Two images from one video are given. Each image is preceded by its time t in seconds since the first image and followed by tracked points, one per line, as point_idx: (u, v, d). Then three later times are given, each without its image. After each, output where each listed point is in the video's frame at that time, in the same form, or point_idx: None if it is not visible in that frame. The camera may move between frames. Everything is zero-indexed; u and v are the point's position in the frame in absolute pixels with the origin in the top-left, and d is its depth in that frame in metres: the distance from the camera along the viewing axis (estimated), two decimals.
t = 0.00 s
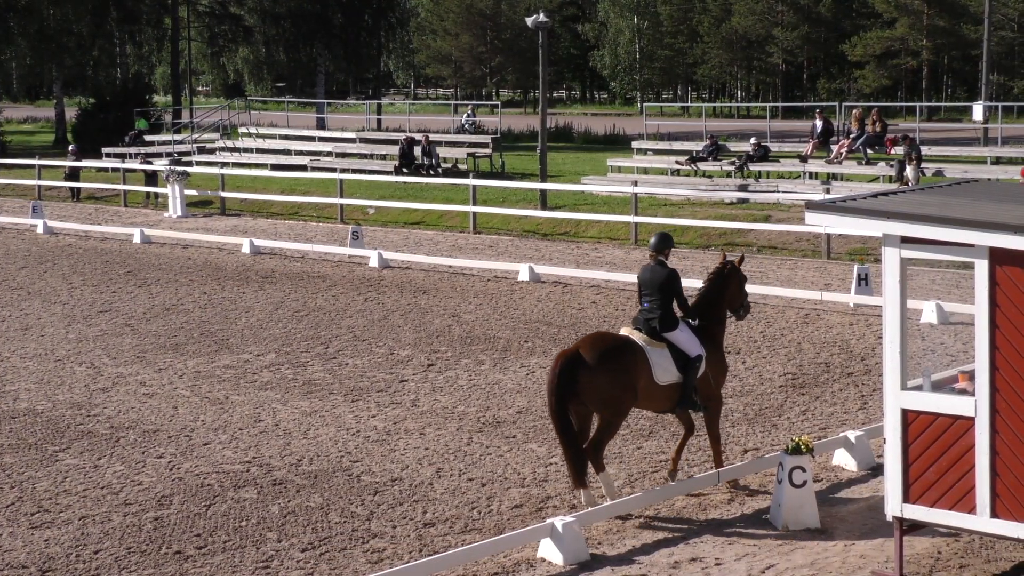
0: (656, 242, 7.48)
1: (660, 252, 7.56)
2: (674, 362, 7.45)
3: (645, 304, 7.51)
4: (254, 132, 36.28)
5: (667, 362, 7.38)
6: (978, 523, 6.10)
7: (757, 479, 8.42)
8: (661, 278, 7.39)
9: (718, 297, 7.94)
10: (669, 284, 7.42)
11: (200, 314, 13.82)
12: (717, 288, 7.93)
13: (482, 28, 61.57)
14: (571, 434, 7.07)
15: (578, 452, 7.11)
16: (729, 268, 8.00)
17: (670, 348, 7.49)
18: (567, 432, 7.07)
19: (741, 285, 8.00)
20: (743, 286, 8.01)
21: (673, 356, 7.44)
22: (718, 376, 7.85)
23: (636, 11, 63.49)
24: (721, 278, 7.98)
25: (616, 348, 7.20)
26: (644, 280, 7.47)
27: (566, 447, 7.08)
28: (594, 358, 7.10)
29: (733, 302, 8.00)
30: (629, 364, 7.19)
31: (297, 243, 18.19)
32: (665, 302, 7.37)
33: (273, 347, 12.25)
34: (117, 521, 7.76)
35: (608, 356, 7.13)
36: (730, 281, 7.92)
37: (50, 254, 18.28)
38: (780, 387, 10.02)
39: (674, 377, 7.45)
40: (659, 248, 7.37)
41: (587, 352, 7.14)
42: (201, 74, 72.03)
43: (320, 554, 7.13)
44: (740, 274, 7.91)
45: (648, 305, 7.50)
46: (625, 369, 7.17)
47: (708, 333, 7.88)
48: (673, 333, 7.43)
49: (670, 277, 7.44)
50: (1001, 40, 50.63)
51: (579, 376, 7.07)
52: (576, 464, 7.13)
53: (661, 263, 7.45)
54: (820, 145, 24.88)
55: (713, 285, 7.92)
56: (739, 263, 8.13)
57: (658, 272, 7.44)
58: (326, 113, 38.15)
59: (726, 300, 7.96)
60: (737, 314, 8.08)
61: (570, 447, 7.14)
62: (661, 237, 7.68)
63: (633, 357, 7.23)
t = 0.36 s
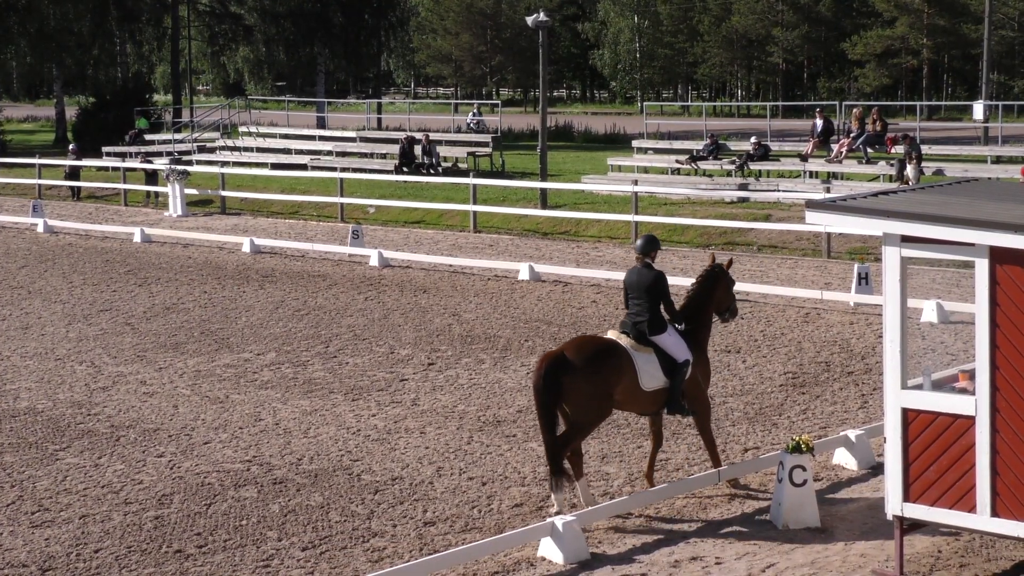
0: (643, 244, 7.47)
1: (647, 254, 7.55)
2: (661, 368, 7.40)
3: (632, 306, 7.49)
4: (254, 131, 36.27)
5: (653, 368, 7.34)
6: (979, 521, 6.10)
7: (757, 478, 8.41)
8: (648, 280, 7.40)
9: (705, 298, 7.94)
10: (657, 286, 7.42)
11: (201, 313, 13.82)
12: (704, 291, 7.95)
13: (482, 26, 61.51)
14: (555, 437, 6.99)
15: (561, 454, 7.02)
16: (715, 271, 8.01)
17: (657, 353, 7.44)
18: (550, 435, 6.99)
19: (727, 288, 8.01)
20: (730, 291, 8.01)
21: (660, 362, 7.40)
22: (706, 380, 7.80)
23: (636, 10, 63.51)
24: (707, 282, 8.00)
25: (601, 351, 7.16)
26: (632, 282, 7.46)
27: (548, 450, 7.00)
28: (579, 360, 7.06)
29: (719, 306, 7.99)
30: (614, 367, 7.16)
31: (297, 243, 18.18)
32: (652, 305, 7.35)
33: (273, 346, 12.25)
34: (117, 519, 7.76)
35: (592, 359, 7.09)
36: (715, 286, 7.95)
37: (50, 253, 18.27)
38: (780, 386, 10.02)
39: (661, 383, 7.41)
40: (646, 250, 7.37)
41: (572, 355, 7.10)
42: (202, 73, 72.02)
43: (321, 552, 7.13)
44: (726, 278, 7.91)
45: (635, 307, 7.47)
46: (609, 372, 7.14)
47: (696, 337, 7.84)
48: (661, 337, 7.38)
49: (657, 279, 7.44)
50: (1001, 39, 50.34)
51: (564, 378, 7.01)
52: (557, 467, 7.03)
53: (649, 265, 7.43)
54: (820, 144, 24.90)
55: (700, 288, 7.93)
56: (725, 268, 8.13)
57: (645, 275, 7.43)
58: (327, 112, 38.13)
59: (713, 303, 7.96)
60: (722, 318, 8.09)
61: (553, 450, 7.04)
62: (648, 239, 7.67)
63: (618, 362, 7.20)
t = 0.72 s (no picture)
0: (627, 246, 7.43)
1: (631, 256, 7.51)
2: (643, 372, 7.37)
3: (616, 310, 7.46)
4: (255, 130, 36.29)
5: (636, 372, 7.30)
6: (978, 520, 6.10)
7: (758, 477, 8.41)
8: (632, 282, 7.35)
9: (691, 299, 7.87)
10: (640, 288, 7.39)
11: (201, 312, 13.83)
12: (688, 291, 7.87)
13: (482, 25, 61.57)
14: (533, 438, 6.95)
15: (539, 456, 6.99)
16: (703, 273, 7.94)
17: (639, 357, 7.43)
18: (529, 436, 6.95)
19: (715, 290, 7.92)
20: (718, 295, 7.93)
21: (643, 366, 7.37)
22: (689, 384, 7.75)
23: (637, 9, 63.44)
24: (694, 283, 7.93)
25: (583, 352, 7.16)
26: (616, 285, 7.43)
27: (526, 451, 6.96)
28: (562, 362, 7.05)
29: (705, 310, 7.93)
30: (596, 371, 7.14)
31: (298, 241, 18.18)
32: (635, 309, 7.33)
33: (274, 345, 12.26)
34: (117, 518, 7.77)
35: (575, 362, 7.08)
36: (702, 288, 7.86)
37: (51, 251, 18.28)
38: (780, 384, 10.02)
39: (642, 387, 7.38)
40: (630, 252, 7.32)
41: (555, 356, 7.09)
42: (202, 73, 72.04)
43: (321, 551, 7.13)
44: (713, 280, 7.83)
45: (619, 310, 7.45)
46: (591, 375, 7.13)
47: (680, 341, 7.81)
48: (642, 341, 7.39)
49: (641, 282, 7.41)
50: (1002, 37, 50.33)
51: (547, 381, 6.99)
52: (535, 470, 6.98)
53: (633, 267, 7.40)
54: (820, 143, 24.90)
55: (685, 291, 7.87)
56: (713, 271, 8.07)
57: (630, 278, 7.39)
58: (327, 111, 38.11)
59: (699, 306, 7.90)
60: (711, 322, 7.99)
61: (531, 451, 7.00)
62: (632, 240, 7.64)
63: (600, 365, 7.18)
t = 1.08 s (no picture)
0: (612, 244, 7.44)
1: (616, 254, 7.53)
2: (630, 370, 7.42)
3: (601, 307, 7.48)
4: (257, 127, 36.30)
5: (623, 369, 7.35)
6: (981, 517, 6.11)
7: (760, 473, 8.42)
8: (617, 281, 7.37)
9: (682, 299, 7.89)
10: (625, 286, 7.41)
11: (204, 309, 13.83)
12: (680, 291, 7.89)
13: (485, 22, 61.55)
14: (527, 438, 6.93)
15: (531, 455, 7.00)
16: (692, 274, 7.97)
17: (627, 354, 7.46)
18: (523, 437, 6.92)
19: (704, 292, 7.96)
20: (708, 296, 7.97)
21: (629, 363, 7.41)
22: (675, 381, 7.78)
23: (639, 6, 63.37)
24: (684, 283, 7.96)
25: (571, 349, 7.17)
26: (601, 283, 7.45)
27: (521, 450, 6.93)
28: (550, 359, 7.04)
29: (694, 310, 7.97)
30: (585, 368, 7.16)
31: (300, 238, 18.18)
32: (621, 306, 7.34)
33: (277, 342, 12.27)
34: (120, 515, 7.78)
35: (565, 359, 7.09)
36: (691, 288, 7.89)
37: (53, 248, 18.29)
38: (783, 381, 10.03)
39: (629, 385, 7.43)
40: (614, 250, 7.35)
41: (544, 354, 7.08)
42: (204, 69, 72.05)
43: (324, 548, 7.14)
44: (701, 281, 7.88)
45: (605, 307, 7.47)
46: (581, 372, 7.14)
47: (668, 340, 7.83)
48: (630, 338, 7.39)
49: (626, 279, 7.43)
50: (1004, 34, 50.22)
51: (539, 379, 6.98)
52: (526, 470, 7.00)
53: (618, 266, 7.43)
54: (822, 140, 24.88)
55: (674, 290, 7.90)
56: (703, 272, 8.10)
57: (615, 276, 7.42)
58: (329, 108, 38.09)
59: (689, 305, 7.93)
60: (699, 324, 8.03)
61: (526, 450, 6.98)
62: (617, 239, 7.66)
63: (589, 362, 7.20)
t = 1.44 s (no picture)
0: (599, 239, 7.41)
1: (604, 250, 7.51)
2: (620, 365, 7.41)
3: (590, 302, 7.47)
4: (263, 122, 36.31)
5: (613, 363, 7.35)
6: (987, 511, 6.11)
7: (766, 468, 8.42)
8: (604, 275, 7.34)
9: (673, 296, 7.89)
10: (613, 281, 7.38)
11: (210, 303, 13.85)
12: (670, 287, 7.88)
13: (491, 16, 61.54)
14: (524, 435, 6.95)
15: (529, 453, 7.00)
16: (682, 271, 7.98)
17: (617, 349, 7.45)
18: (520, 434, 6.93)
19: (696, 289, 7.96)
20: (699, 292, 7.97)
21: (620, 358, 7.41)
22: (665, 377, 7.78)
23: None
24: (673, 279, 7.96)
25: (562, 343, 7.14)
26: (588, 278, 7.43)
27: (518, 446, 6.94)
28: (541, 352, 7.02)
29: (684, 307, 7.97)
30: (576, 361, 7.14)
31: (306, 232, 18.21)
32: (609, 301, 7.33)
33: (282, 336, 12.29)
34: (127, 508, 7.80)
35: (556, 353, 7.06)
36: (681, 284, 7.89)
37: (59, 242, 18.32)
38: (788, 375, 10.03)
39: (620, 379, 7.42)
40: (601, 245, 7.33)
41: (535, 348, 7.05)
42: (210, 64, 72.10)
43: (330, 542, 7.16)
44: (691, 277, 7.87)
45: (593, 304, 7.45)
46: (572, 365, 7.12)
47: (658, 335, 7.83)
48: (619, 333, 7.39)
49: (613, 275, 7.40)
50: (1012, 28, 50.03)
51: (531, 374, 6.96)
52: (524, 469, 7.13)
53: (606, 261, 7.40)
54: (828, 134, 24.84)
55: (664, 286, 7.89)
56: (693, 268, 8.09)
57: (603, 271, 7.40)
58: (334, 102, 38.08)
59: (679, 301, 7.93)
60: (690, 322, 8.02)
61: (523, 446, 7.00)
62: (606, 235, 7.64)
63: (579, 357, 7.18)
